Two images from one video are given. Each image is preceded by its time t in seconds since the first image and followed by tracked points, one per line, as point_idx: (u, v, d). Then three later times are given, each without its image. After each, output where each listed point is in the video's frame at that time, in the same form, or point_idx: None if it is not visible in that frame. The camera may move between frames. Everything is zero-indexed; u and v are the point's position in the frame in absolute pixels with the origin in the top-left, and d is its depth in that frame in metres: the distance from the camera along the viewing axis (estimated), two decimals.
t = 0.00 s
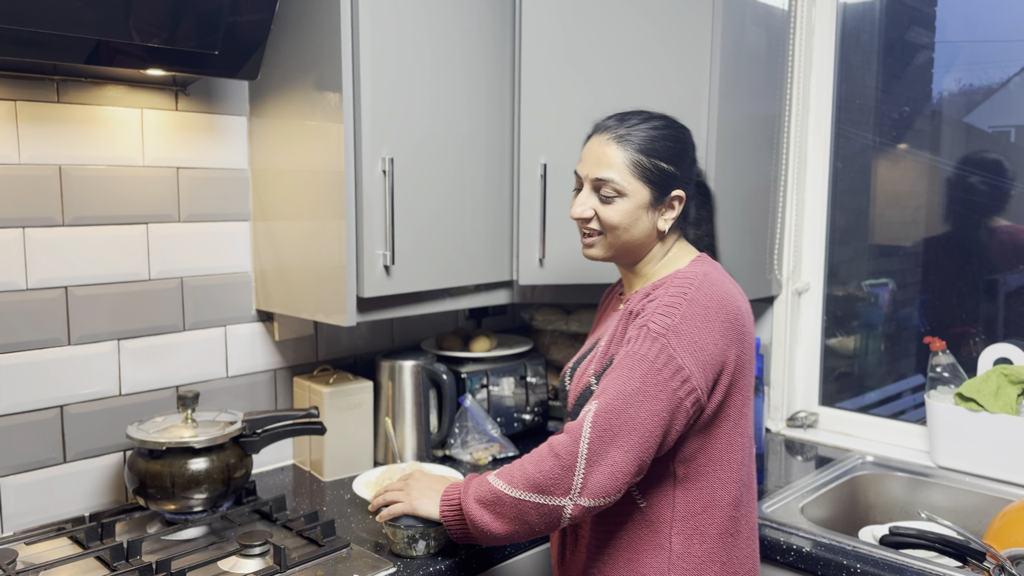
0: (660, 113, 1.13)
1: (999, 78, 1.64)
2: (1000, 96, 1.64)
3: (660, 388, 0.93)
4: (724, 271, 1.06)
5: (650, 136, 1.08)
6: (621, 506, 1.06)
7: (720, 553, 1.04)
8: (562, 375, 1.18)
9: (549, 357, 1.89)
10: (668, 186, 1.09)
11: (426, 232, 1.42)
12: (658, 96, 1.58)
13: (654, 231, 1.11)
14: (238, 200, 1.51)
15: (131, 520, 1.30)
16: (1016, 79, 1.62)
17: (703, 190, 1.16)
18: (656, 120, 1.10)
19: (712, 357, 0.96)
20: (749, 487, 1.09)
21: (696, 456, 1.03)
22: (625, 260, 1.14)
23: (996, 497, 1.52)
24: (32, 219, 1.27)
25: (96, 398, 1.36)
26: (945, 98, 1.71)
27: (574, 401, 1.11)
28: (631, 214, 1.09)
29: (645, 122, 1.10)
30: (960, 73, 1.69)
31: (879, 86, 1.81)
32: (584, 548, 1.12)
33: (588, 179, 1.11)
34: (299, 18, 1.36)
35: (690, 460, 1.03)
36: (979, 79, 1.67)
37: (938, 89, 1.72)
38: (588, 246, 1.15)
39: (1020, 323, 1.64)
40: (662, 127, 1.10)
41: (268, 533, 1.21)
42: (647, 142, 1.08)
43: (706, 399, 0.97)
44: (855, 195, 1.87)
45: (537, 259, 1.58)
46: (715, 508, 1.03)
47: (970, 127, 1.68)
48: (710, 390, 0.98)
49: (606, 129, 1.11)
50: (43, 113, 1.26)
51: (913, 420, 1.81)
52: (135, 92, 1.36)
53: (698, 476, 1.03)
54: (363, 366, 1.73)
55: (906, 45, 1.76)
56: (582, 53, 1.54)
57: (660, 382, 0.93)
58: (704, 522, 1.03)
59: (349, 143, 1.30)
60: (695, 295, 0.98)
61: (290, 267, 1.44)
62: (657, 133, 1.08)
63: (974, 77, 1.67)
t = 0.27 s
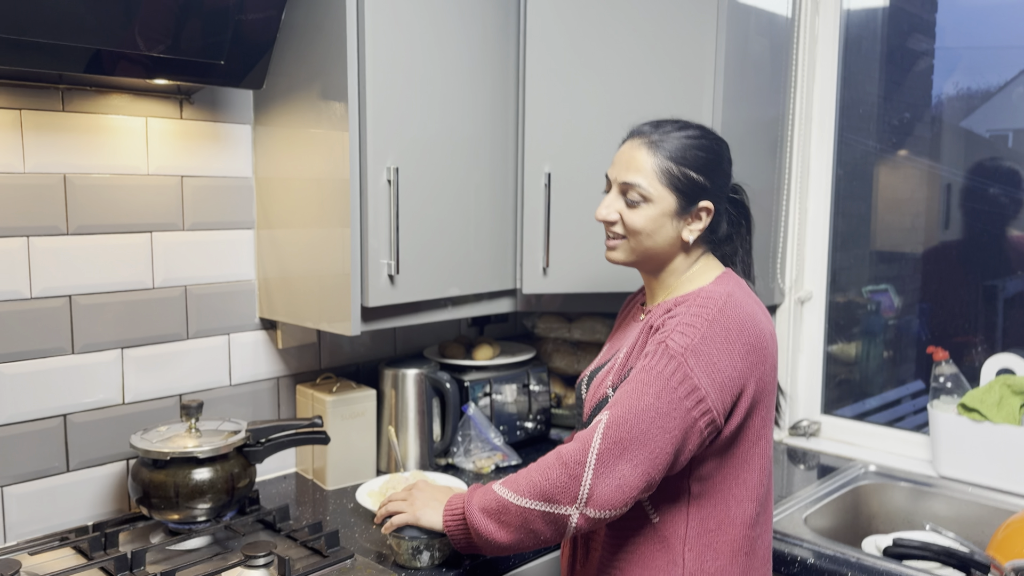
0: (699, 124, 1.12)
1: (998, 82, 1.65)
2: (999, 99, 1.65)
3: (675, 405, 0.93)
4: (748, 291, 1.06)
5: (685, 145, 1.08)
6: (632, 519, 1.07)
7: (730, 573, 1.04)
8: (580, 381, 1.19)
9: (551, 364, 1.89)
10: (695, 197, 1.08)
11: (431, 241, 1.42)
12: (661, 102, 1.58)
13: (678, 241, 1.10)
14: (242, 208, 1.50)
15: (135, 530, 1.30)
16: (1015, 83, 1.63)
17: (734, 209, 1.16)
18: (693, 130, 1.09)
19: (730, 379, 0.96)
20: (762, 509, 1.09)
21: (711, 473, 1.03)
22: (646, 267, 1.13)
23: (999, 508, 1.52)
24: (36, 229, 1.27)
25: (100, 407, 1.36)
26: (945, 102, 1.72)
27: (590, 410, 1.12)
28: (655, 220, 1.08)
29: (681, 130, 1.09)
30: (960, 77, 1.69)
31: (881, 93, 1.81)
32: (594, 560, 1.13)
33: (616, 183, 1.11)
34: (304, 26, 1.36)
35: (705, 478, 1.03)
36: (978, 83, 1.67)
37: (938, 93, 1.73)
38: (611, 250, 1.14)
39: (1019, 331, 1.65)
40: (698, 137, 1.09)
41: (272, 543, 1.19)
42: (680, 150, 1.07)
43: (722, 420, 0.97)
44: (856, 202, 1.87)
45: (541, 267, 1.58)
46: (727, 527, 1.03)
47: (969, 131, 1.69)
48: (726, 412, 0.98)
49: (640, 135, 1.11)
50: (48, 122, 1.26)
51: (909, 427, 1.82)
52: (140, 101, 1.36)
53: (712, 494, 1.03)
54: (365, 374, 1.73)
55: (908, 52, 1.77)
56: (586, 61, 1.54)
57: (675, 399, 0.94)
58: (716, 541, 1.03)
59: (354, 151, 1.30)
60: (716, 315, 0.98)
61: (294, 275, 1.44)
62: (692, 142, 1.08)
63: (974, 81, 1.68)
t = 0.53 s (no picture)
0: (712, 137, 1.13)
1: (993, 85, 1.65)
2: (994, 102, 1.65)
3: (671, 416, 0.94)
4: (750, 304, 1.06)
5: (697, 156, 1.08)
6: (629, 529, 1.07)
7: None
8: (582, 389, 1.19)
9: (547, 371, 1.90)
10: (704, 209, 1.08)
11: (428, 249, 1.42)
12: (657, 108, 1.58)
13: (684, 251, 1.10)
14: (238, 215, 1.51)
15: (130, 538, 1.30)
16: (1010, 86, 1.63)
17: (746, 222, 1.17)
18: (706, 142, 1.10)
19: (727, 391, 0.96)
20: (760, 523, 1.09)
21: (708, 485, 1.03)
22: (650, 274, 1.13)
23: (993, 515, 1.53)
24: (32, 237, 1.27)
25: (96, 414, 1.36)
26: (941, 106, 1.72)
27: (589, 419, 1.12)
28: (661, 228, 1.08)
29: (694, 141, 1.09)
30: (956, 79, 1.70)
31: (876, 98, 1.82)
32: (590, 569, 1.13)
33: (625, 187, 1.11)
34: (301, 33, 1.36)
35: (702, 489, 1.04)
36: (974, 85, 1.68)
37: (934, 97, 1.73)
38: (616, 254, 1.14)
39: (1014, 338, 1.65)
40: (710, 149, 1.09)
41: (267, 551, 1.21)
42: (692, 160, 1.07)
43: (719, 432, 0.97)
44: (852, 208, 1.88)
45: (537, 274, 1.58)
46: (723, 539, 1.04)
47: (964, 134, 1.69)
48: (724, 425, 0.98)
49: (652, 143, 1.11)
50: (45, 130, 1.26)
51: (903, 432, 1.82)
52: (137, 109, 1.36)
53: (708, 505, 1.04)
54: (361, 380, 1.73)
55: (903, 58, 1.77)
56: (583, 67, 1.55)
57: (671, 410, 0.94)
58: (711, 552, 1.04)
59: (350, 159, 1.31)
60: (715, 327, 0.99)
61: (290, 282, 1.44)
62: (705, 154, 1.08)
63: (970, 84, 1.68)
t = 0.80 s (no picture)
0: (724, 131, 1.12)
1: (991, 86, 1.66)
2: (990, 104, 1.66)
3: (675, 409, 0.94)
4: (755, 297, 1.05)
5: (705, 147, 1.08)
6: (632, 521, 1.07)
7: None
8: (586, 381, 1.20)
9: (544, 366, 1.90)
10: (709, 201, 1.08)
11: (425, 243, 1.43)
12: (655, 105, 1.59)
13: (687, 242, 1.10)
14: (235, 209, 1.51)
15: (127, 530, 1.30)
16: (1007, 88, 1.64)
17: (753, 219, 1.17)
18: (717, 134, 1.10)
19: (732, 385, 0.96)
20: (764, 517, 1.09)
21: (711, 478, 1.04)
22: (654, 264, 1.14)
23: (988, 509, 1.53)
24: (30, 228, 1.27)
25: (93, 407, 1.36)
26: (938, 105, 1.73)
27: (592, 410, 1.12)
28: (665, 218, 1.08)
29: (704, 133, 1.10)
30: (954, 80, 1.70)
31: (873, 96, 1.82)
32: (593, 561, 1.13)
33: (633, 177, 1.12)
34: (299, 28, 1.36)
35: (705, 482, 1.04)
36: (971, 86, 1.68)
37: (931, 96, 1.74)
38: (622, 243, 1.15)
39: (1010, 335, 1.66)
40: (719, 141, 1.09)
41: (265, 543, 1.20)
42: (700, 152, 1.08)
43: (724, 426, 0.97)
44: (848, 205, 1.88)
45: (534, 269, 1.59)
46: (726, 532, 1.04)
47: (961, 135, 1.70)
48: (729, 418, 0.98)
49: (662, 134, 1.12)
50: (43, 122, 1.26)
51: (902, 429, 1.83)
52: (134, 102, 1.36)
53: (712, 498, 1.04)
54: (359, 375, 1.73)
55: (900, 56, 1.78)
56: (580, 63, 1.55)
57: (676, 403, 0.94)
58: (714, 544, 1.04)
59: (348, 153, 1.31)
60: (721, 321, 0.98)
61: (288, 276, 1.45)
62: (713, 146, 1.08)
63: (967, 84, 1.69)
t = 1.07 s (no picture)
0: (714, 130, 1.11)
1: (989, 87, 1.66)
2: (989, 105, 1.66)
3: (676, 413, 0.94)
4: (755, 300, 1.05)
5: (698, 153, 1.07)
6: (631, 522, 1.07)
7: None
8: (585, 380, 1.19)
9: (541, 365, 1.90)
10: (709, 205, 1.08)
11: (423, 242, 1.43)
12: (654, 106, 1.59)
13: (690, 247, 1.11)
14: (232, 208, 1.51)
15: (125, 530, 1.30)
16: (1004, 89, 1.64)
17: (751, 214, 1.16)
18: (709, 137, 1.09)
19: (733, 390, 0.96)
20: (762, 518, 1.09)
21: (711, 481, 1.04)
22: (656, 270, 1.14)
23: (986, 509, 1.54)
24: (27, 228, 1.27)
25: (90, 407, 1.36)
26: (936, 106, 1.73)
27: (591, 411, 1.12)
28: (666, 226, 1.08)
29: (697, 137, 1.09)
30: (952, 81, 1.70)
31: (871, 96, 1.82)
32: (592, 561, 1.13)
33: (629, 185, 1.12)
34: (297, 27, 1.36)
35: (705, 484, 1.04)
36: (970, 87, 1.68)
37: (929, 97, 1.74)
38: (622, 251, 1.15)
39: (1008, 336, 1.66)
40: (714, 144, 1.09)
41: (262, 543, 1.18)
42: (695, 158, 1.07)
43: (724, 429, 0.97)
44: (847, 205, 1.88)
45: (532, 269, 1.58)
46: (726, 534, 1.04)
47: (959, 136, 1.70)
48: (729, 422, 0.98)
49: (655, 139, 1.11)
50: (40, 121, 1.26)
51: (900, 430, 1.83)
52: (132, 101, 1.36)
53: (711, 500, 1.04)
54: (356, 375, 1.73)
55: (898, 56, 1.78)
56: (579, 65, 1.55)
57: (677, 407, 0.94)
58: (714, 547, 1.04)
59: (346, 153, 1.31)
60: (722, 324, 0.98)
61: (285, 275, 1.45)
62: (707, 150, 1.08)
63: (965, 85, 1.69)
